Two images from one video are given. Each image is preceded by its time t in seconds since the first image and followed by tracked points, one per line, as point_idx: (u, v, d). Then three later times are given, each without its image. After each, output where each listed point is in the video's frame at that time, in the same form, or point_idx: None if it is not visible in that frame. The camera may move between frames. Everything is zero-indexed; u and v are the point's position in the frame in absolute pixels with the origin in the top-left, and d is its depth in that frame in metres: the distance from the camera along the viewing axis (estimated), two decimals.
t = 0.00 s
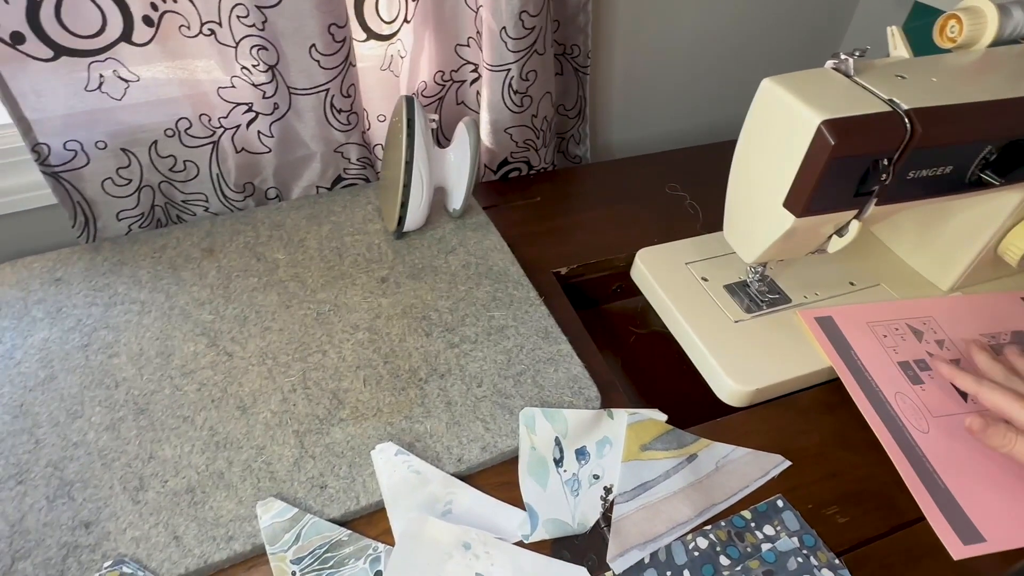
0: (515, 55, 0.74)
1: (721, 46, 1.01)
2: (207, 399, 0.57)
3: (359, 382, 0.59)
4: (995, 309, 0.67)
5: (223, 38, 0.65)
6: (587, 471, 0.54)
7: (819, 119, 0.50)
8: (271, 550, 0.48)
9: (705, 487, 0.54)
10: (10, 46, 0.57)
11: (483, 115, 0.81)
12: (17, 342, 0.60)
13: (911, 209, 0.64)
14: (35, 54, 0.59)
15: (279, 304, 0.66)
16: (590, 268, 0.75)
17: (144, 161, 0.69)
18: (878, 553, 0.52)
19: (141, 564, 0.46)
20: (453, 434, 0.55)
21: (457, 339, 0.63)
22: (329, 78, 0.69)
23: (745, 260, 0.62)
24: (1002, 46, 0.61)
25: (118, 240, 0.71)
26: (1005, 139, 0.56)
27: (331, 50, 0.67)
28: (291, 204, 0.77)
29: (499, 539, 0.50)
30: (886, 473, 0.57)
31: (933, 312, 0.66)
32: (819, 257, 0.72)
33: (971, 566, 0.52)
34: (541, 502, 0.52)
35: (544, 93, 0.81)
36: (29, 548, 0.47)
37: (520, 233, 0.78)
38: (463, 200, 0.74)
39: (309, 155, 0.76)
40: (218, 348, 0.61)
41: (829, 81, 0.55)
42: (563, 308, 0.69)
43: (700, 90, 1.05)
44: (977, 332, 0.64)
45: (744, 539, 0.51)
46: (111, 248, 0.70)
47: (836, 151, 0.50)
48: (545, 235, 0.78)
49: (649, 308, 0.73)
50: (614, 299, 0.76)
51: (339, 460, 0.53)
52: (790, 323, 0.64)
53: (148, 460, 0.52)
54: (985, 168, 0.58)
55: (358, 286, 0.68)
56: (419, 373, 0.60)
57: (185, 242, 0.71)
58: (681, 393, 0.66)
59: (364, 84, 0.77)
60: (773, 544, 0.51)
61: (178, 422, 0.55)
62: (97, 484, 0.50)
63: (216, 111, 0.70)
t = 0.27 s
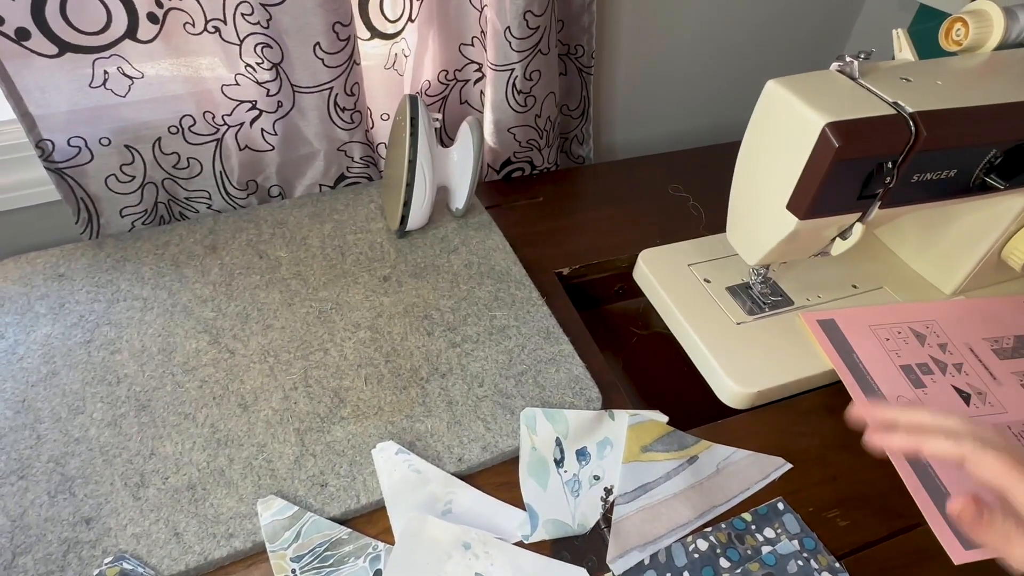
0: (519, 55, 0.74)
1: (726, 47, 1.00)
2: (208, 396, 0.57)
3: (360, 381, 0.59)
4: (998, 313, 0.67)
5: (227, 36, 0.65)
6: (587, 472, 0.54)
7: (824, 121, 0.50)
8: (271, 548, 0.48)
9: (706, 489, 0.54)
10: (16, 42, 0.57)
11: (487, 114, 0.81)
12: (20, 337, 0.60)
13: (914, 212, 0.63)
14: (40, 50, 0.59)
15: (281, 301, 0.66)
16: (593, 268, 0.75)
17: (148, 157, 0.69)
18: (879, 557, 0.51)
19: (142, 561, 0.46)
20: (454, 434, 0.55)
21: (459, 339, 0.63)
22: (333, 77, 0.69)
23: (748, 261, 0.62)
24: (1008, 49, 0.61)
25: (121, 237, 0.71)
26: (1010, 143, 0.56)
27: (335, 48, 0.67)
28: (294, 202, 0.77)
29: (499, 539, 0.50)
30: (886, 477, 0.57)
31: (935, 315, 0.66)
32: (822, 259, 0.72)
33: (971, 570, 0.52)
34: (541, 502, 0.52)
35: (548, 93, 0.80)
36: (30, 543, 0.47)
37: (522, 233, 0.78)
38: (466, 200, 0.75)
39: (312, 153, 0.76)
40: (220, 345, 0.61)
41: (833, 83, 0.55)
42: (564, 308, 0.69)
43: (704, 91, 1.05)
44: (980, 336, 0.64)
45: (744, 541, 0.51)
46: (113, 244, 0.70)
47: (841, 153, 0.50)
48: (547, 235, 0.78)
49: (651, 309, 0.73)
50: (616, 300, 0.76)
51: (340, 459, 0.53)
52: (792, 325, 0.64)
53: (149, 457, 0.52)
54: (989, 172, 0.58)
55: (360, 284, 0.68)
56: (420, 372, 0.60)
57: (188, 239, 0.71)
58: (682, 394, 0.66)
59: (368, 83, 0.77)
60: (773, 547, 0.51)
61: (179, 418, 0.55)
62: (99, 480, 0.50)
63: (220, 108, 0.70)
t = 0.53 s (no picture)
0: (523, 55, 0.74)
1: (730, 49, 1.00)
2: (210, 394, 0.57)
3: (361, 380, 0.59)
4: (1001, 317, 0.66)
5: (231, 34, 0.65)
6: (588, 472, 0.54)
7: (827, 123, 0.50)
8: (271, 546, 0.48)
9: (706, 491, 0.54)
10: (21, 39, 0.58)
11: (490, 114, 0.81)
12: (22, 334, 0.61)
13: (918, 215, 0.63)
14: (45, 47, 0.59)
15: (283, 300, 0.66)
16: (595, 269, 0.74)
17: (151, 155, 0.69)
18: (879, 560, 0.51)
19: (142, 558, 0.46)
20: (454, 433, 0.55)
21: (460, 338, 0.63)
22: (336, 76, 0.69)
23: (750, 263, 0.62)
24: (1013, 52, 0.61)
25: (124, 234, 0.71)
26: (1014, 146, 0.56)
27: (339, 47, 0.67)
28: (296, 200, 0.77)
29: (499, 539, 0.50)
30: (888, 480, 0.57)
31: (938, 319, 0.66)
32: (825, 262, 0.72)
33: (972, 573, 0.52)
34: (541, 503, 0.52)
35: (551, 94, 0.80)
36: (31, 539, 0.47)
37: (524, 233, 0.78)
38: (469, 200, 0.75)
39: (315, 152, 0.76)
40: (222, 343, 0.61)
41: (837, 85, 0.55)
42: (566, 309, 0.69)
43: (708, 92, 1.05)
44: (984, 340, 0.64)
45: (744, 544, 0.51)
46: (116, 241, 0.70)
47: (844, 156, 0.50)
48: (550, 235, 0.78)
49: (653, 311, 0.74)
50: (618, 301, 0.77)
51: (341, 457, 0.53)
52: (794, 327, 0.64)
53: (150, 454, 0.52)
54: (993, 175, 0.58)
55: (362, 283, 0.68)
56: (421, 371, 0.60)
57: (190, 237, 0.72)
58: (683, 396, 0.66)
59: (371, 82, 0.77)
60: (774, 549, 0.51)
61: (181, 416, 0.55)
62: (100, 477, 0.51)
63: (223, 107, 0.70)
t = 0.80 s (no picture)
0: (526, 55, 0.74)
1: (733, 50, 1.00)
2: (212, 392, 0.57)
3: (363, 379, 0.59)
4: (1004, 320, 0.66)
5: (235, 33, 0.65)
6: (589, 473, 0.54)
7: (830, 125, 0.50)
8: (272, 545, 0.48)
9: (707, 493, 0.54)
10: (26, 37, 0.58)
11: (493, 114, 0.81)
12: (25, 331, 0.61)
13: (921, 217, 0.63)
14: (49, 45, 0.59)
15: (285, 299, 0.66)
16: (597, 270, 0.74)
17: (154, 153, 0.69)
18: (881, 563, 0.51)
19: (143, 555, 0.46)
20: (456, 433, 0.55)
21: (462, 338, 0.63)
22: (340, 75, 0.69)
23: (752, 265, 0.62)
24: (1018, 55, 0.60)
25: (127, 232, 0.72)
26: (1018, 149, 0.56)
27: (342, 46, 0.67)
28: (300, 199, 0.78)
29: (500, 540, 0.50)
30: (889, 483, 0.57)
31: (941, 322, 0.66)
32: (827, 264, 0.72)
33: None
34: (542, 503, 0.52)
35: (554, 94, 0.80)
36: (32, 536, 0.47)
37: (527, 233, 0.78)
38: (471, 199, 0.75)
39: (318, 151, 0.76)
40: (224, 342, 0.61)
41: (841, 87, 0.54)
42: (568, 309, 0.69)
43: (711, 93, 1.05)
44: (986, 344, 0.64)
45: (745, 546, 0.51)
46: (119, 239, 0.71)
47: (848, 157, 0.50)
48: (552, 236, 0.78)
49: (655, 312, 0.74)
50: (620, 301, 0.77)
51: (342, 456, 0.53)
52: (796, 329, 0.64)
53: (152, 452, 0.52)
54: (997, 178, 0.58)
55: (364, 282, 0.68)
56: (423, 371, 0.60)
57: (193, 235, 0.72)
58: (684, 397, 0.65)
59: (375, 82, 0.77)
60: (775, 551, 0.51)
61: (182, 414, 0.55)
62: (102, 474, 0.51)
63: (227, 105, 0.70)
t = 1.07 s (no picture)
0: (537, 54, 0.74)
1: (742, 51, 1.00)
2: (223, 389, 0.57)
3: (373, 376, 0.59)
4: (1013, 321, 0.66)
5: (247, 30, 0.65)
6: (599, 472, 0.54)
7: (844, 125, 0.50)
8: (283, 541, 0.48)
9: (718, 492, 0.54)
10: (39, 33, 0.58)
11: (502, 113, 0.82)
12: (37, 327, 0.61)
13: (932, 218, 0.63)
14: (63, 42, 0.59)
15: (295, 296, 0.66)
16: (606, 269, 0.74)
17: (165, 150, 0.69)
18: (891, 564, 0.51)
19: (156, 550, 0.47)
20: (466, 431, 0.55)
21: (472, 337, 0.63)
22: (351, 73, 0.69)
23: (763, 265, 0.62)
24: None
25: (138, 229, 0.72)
26: None
27: (354, 44, 0.67)
28: (309, 197, 0.78)
29: (511, 537, 0.50)
30: (899, 484, 0.57)
31: (950, 323, 0.66)
32: (837, 264, 0.72)
33: None
34: (552, 501, 0.52)
35: (564, 93, 0.80)
36: (45, 530, 0.47)
37: (535, 233, 0.78)
38: (480, 198, 0.75)
39: (328, 149, 0.77)
40: (234, 338, 0.61)
41: (854, 87, 0.54)
42: (577, 308, 0.69)
43: (719, 94, 1.05)
44: (996, 345, 0.64)
45: (756, 545, 0.51)
46: (130, 235, 0.71)
47: (861, 158, 0.50)
48: (561, 235, 0.78)
49: (664, 311, 0.74)
50: (629, 301, 0.77)
51: (353, 453, 0.53)
52: (806, 330, 0.64)
53: (163, 448, 0.52)
54: (1009, 179, 0.58)
55: (374, 280, 0.68)
56: (433, 369, 0.60)
57: (203, 232, 0.72)
58: (694, 397, 0.65)
59: (385, 80, 0.77)
60: (785, 551, 0.51)
61: (194, 410, 0.55)
62: (114, 469, 0.51)
63: (238, 103, 0.70)
